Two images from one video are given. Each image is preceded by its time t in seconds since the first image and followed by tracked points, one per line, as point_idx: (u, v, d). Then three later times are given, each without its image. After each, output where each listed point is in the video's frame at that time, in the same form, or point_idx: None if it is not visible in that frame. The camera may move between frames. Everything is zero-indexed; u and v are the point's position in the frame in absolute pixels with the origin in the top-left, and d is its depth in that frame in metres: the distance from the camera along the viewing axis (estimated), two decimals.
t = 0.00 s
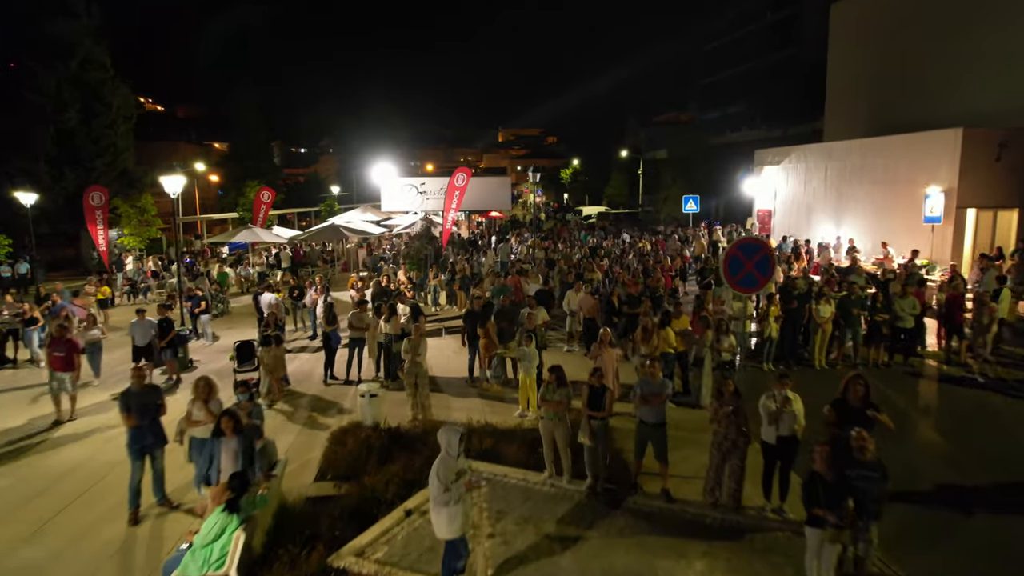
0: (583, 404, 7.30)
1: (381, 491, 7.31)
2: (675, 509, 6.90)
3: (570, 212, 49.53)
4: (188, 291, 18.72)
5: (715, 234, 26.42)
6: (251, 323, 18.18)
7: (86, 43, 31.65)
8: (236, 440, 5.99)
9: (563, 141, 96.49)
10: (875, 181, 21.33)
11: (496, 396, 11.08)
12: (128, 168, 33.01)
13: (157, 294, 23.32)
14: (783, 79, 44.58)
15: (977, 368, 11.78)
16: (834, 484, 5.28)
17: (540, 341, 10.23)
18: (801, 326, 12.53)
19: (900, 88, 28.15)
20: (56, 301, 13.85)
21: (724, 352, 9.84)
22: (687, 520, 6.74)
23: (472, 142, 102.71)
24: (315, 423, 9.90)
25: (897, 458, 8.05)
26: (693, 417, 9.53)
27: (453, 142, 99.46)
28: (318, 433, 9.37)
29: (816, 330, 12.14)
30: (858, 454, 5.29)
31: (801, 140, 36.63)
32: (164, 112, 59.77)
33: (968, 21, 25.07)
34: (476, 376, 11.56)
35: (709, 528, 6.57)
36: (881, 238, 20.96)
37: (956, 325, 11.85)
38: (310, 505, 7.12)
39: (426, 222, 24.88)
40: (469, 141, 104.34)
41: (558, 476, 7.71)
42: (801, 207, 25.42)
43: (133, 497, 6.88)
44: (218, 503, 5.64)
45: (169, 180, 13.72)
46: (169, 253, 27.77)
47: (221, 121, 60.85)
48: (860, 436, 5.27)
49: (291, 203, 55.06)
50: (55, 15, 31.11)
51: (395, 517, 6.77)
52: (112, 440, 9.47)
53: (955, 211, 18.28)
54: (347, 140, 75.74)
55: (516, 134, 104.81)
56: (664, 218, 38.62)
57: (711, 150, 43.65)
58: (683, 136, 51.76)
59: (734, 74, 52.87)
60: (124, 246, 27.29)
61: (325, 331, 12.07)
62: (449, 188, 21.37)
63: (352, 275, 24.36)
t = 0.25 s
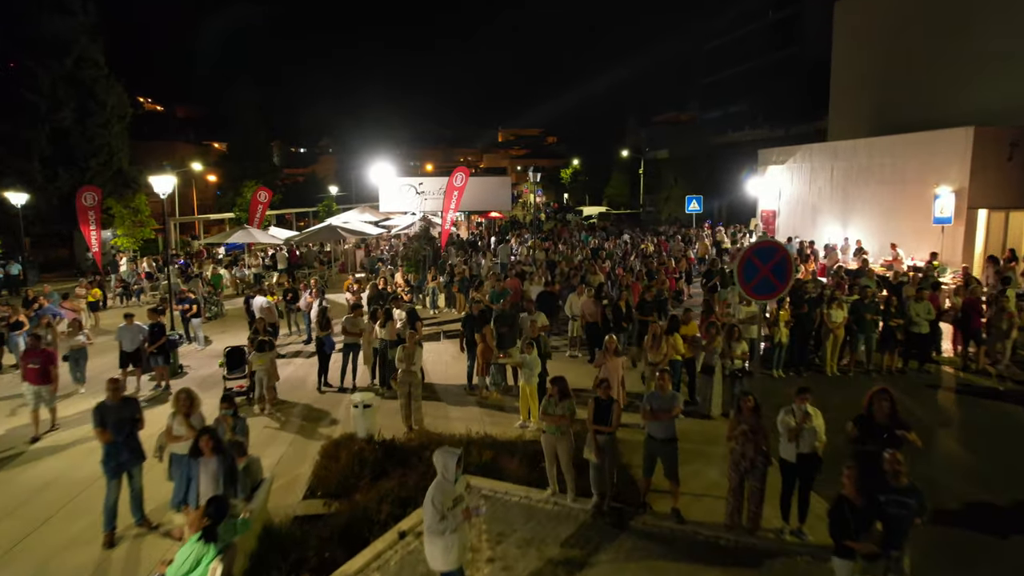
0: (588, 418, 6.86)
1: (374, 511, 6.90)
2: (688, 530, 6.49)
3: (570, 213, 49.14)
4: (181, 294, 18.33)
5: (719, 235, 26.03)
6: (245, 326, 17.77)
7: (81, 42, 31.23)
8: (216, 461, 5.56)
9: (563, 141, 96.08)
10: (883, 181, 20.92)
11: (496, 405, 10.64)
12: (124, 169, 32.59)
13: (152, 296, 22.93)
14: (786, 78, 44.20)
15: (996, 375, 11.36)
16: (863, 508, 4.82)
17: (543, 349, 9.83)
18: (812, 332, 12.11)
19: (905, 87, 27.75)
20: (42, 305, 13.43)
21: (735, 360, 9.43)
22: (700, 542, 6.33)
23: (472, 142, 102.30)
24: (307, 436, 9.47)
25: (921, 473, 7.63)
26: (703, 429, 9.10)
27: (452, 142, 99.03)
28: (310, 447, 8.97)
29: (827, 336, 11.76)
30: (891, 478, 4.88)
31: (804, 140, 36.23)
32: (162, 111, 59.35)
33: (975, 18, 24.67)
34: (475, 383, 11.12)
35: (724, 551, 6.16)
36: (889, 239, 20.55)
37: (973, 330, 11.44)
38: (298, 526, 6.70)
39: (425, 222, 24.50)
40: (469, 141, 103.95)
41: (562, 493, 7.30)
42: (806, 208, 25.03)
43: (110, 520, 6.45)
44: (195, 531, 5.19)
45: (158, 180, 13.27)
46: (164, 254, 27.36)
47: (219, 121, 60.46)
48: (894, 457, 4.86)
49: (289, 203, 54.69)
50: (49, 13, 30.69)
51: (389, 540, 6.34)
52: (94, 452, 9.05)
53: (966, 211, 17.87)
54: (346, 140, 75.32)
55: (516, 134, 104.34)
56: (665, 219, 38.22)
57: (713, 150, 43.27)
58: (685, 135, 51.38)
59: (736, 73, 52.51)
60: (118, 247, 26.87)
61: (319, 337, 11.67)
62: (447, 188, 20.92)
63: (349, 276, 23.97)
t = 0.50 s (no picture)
0: (594, 434, 6.44)
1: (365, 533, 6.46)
2: (699, 555, 6.07)
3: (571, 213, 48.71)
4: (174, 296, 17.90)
5: (722, 235, 25.59)
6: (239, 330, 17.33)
7: (76, 39, 30.76)
8: (192, 485, 5.07)
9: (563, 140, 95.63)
10: (892, 181, 20.48)
11: (495, 415, 10.17)
12: (119, 168, 32.13)
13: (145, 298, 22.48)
14: (789, 78, 43.80)
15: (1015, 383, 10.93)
16: (900, 542, 4.41)
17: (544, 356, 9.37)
18: (824, 337, 11.67)
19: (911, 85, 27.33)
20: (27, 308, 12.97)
21: (746, 369, 9.02)
22: (712, 567, 5.90)
23: (472, 142, 101.83)
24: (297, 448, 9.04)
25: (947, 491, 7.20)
26: (713, 443, 8.69)
27: (452, 142, 98.58)
28: (300, 460, 8.53)
29: (839, 342, 11.33)
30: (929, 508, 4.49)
31: (808, 140, 35.81)
32: (160, 110, 58.88)
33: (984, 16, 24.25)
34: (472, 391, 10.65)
35: None
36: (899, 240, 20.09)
37: (992, 336, 11.01)
38: (284, 550, 6.24)
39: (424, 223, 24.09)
40: (469, 141, 103.50)
41: (566, 513, 6.86)
42: (811, 208, 24.58)
43: (81, 544, 5.99)
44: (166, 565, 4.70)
45: (146, 180, 12.79)
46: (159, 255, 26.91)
47: (217, 120, 60.03)
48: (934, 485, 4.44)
49: (287, 203, 54.32)
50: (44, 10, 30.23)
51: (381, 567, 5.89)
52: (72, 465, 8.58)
53: (978, 211, 17.44)
54: (345, 140, 74.87)
55: (516, 134, 103.84)
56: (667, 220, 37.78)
57: (715, 149, 42.85)
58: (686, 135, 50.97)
59: (737, 72, 52.13)
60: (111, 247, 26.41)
61: (311, 343, 11.24)
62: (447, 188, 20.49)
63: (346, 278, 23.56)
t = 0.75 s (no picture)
0: (601, 451, 6.05)
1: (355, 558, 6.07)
2: None
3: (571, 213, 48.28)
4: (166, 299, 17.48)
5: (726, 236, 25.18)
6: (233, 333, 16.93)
7: (71, 38, 30.33)
8: (163, 513, 4.72)
9: (564, 140, 95.25)
10: (900, 180, 20.04)
11: (495, 426, 9.76)
12: (114, 168, 31.69)
13: (138, 300, 22.06)
14: (792, 76, 43.39)
15: None
16: None
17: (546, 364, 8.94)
18: (836, 343, 11.26)
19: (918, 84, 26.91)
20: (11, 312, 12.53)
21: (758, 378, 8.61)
22: None
23: (472, 141, 101.33)
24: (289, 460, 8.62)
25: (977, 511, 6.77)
26: (725, 458, 8.27)
27: (452, 142, 98.11)
28: (290, 475, 8.12)
29: (853, 348, 10.93)
30: (978, 542, 4.01)
31: (812, 139, 35.38)
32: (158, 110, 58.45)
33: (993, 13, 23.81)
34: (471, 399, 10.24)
35: None
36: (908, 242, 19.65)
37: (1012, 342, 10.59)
38: None
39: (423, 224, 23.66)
40: (469, 140, 103.01)
41: (570, 535, 6.44)
42: (816, 209, 24.16)
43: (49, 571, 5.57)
44: None
45: (135, 179, 12.35)
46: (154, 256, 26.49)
47: (215, 120, 59.60)
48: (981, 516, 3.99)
49: (285, 203, 53.90)
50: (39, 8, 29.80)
51: None
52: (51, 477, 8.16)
53: (990, 212, 17.01)
54: (345, 139, 74.42)
55: (516, 134, 103.32)
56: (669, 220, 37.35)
57: (717, 149, 42.43)
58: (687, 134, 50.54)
59: (739, 71, 51.72)
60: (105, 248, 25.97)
61: (304, 349, 10.81)
62: (446, 188, 20.05)
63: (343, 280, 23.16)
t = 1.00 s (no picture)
0: (607, 471, 5.64)
1: None
2: None
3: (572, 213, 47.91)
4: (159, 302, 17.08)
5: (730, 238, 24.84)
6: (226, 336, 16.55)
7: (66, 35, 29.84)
8: (129, 547, 4.31)
9: (564, 140, 94.80)
10: (908, 180, 19.60)
11: (494, 436, 9.36)
12: (109, 168, 31.27)
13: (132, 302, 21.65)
14: (794, 76, 43.00)
15: None
16: None
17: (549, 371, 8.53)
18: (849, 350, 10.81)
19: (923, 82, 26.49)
20: None
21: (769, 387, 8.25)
22: None
23: (471, 141, 100.95)
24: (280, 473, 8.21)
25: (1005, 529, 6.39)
26: (734, 472, 7.88)
27: (452, 142, 97.71)
28: (279, 491, 7.72)
29: (866, 354, 10.51)
30: None
31: (815, 139, 34.99)
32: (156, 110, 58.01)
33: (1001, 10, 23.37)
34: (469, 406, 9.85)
35: None
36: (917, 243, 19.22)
37: None
38: None
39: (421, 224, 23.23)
40: (469, 140, 102.60)
41: (574, 558, 6.04)
42: (822, 209, 23.76)
43: None
44: None
45: (123, 180, 11.94)
46: (149, 257, 26.10)
47: (213, 120, 59.19)
48: None
49: (284, 204, 53.52)
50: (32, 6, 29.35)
51: None
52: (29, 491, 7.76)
53: (1002, 213, 16.58)
54: (344, 139, 74.05)
55: (516, 134, 102.89)
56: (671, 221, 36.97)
57: (719, 149, 42.07)
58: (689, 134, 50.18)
59: (740, 70, 51.35)
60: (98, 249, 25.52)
61: (296, 355, 10.38)
62: (445, 187, 19.62)
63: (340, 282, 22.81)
